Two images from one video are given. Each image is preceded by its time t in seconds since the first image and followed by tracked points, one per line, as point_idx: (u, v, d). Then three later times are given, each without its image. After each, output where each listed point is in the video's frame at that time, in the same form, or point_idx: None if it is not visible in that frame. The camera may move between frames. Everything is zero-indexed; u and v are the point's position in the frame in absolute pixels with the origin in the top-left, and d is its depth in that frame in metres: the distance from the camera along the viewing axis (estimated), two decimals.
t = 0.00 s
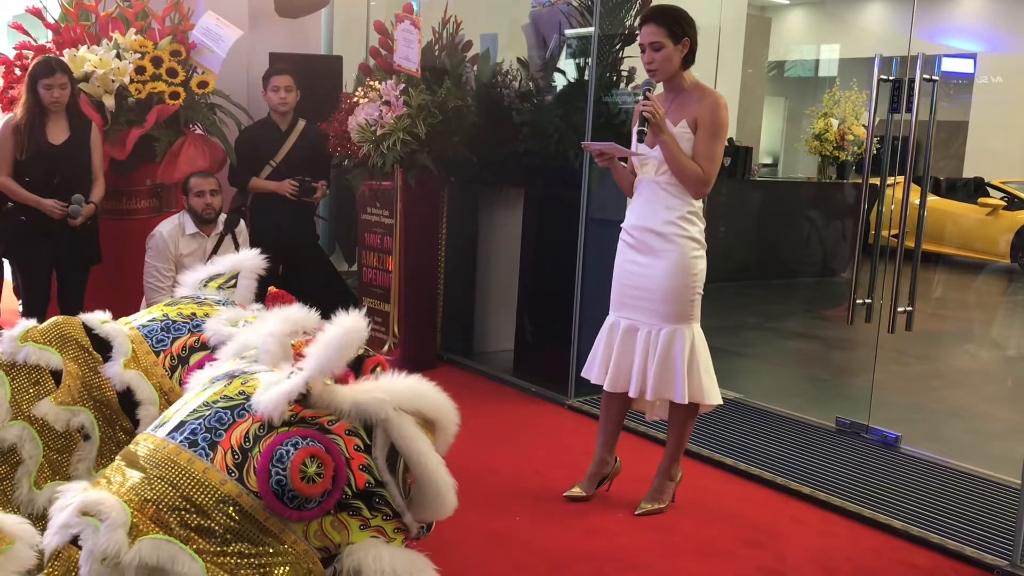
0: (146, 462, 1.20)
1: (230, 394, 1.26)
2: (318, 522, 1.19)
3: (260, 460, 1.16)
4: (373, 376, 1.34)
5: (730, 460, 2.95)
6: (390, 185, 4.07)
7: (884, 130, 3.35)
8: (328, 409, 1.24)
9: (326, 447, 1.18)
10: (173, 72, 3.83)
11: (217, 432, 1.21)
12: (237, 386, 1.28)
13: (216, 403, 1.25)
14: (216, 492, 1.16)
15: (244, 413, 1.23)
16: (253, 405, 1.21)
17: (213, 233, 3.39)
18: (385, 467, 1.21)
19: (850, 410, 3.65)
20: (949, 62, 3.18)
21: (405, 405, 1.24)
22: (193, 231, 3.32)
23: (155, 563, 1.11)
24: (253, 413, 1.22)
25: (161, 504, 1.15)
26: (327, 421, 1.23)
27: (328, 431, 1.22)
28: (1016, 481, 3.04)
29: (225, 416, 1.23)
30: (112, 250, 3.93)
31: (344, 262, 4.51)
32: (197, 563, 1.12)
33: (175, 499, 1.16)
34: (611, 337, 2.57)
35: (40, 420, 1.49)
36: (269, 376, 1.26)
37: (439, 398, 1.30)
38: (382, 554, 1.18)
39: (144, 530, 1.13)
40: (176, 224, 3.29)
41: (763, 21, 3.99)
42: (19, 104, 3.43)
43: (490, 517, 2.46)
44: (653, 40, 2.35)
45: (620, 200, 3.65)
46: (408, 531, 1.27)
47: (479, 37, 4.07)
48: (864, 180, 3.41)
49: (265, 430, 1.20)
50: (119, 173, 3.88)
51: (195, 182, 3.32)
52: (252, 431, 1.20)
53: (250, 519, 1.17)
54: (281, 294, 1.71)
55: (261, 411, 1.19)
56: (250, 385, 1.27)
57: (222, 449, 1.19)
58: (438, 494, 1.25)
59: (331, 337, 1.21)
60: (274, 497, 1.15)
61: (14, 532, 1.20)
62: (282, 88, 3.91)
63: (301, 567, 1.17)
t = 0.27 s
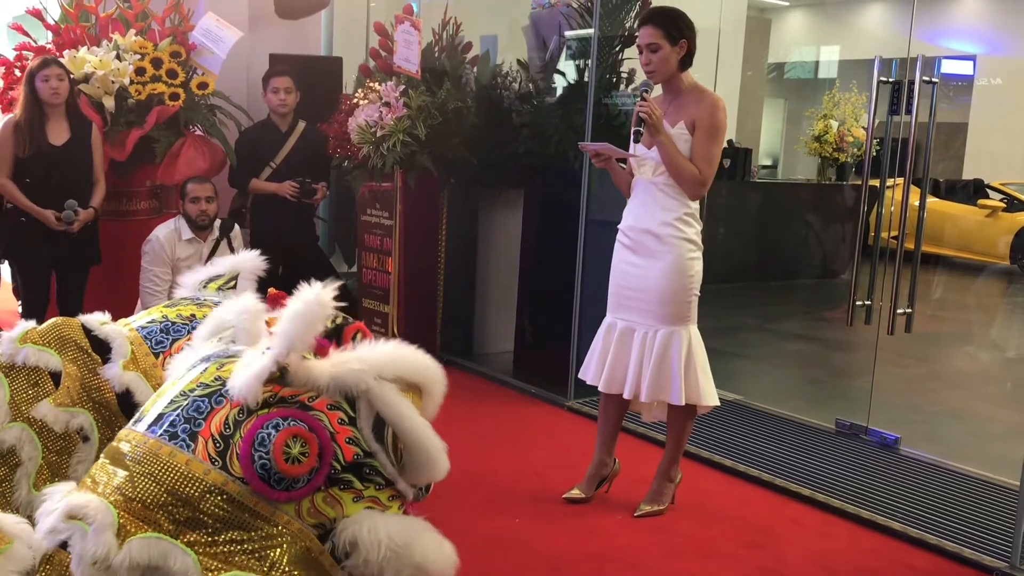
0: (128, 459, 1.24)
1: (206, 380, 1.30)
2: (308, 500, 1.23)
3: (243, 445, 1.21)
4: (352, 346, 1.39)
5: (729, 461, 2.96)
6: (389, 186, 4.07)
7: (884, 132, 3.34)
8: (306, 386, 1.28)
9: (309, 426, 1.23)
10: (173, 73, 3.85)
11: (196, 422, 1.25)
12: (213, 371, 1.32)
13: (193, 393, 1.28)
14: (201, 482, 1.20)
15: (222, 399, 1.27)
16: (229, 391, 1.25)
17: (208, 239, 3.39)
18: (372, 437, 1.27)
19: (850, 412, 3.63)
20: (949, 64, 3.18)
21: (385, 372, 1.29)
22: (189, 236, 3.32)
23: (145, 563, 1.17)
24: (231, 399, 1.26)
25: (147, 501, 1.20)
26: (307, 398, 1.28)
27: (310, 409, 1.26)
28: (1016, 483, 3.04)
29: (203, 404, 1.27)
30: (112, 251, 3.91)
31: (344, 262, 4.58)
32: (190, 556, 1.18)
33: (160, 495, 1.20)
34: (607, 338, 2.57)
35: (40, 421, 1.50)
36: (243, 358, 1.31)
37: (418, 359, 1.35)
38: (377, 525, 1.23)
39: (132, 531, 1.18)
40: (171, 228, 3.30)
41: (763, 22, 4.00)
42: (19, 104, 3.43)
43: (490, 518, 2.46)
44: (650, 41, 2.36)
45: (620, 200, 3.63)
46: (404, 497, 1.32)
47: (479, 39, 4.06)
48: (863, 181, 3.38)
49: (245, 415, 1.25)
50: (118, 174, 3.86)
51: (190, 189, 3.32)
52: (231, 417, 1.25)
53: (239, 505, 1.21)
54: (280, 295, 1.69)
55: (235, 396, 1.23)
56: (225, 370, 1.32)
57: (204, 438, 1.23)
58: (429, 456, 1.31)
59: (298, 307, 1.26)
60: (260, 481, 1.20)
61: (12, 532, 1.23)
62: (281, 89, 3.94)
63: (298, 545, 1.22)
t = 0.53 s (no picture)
0: (119, 459, 1.25)
1: (191, 373, 1.31)
2: (305, 485, 1.27)
3: (236, 438, 1.22)
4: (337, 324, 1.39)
5: (728, 464, 2.95)
6: (389, 189, 4.12)
7: (883, 134, 3.33)
8: (294, 371, 1.29)
9: (301, 413, 1.24)
10: (173, 75, 3.86)
11: (185, 417, 1.26)
12: (197, 362, 1.32)
13: (179, 385, 1.29)
14: (196, 478, 1.22)
15: (209, 391, 1.27)
16: (216, 382, 1.26)
17: (199, 243, 3.28)
18: (364, 417, 1.29)
19: (849, 415, 3.57)
20: (948, 67, 3.18)
21: (372, 353, 1.29)
22: (178, 241, 3.23)
23: (147, 563, 1.19)
24: (219, 391, 1.27)
25: (143, 501, 1.22)
26: (296, 383, 1.28)
27: (300, 394, 1.28)
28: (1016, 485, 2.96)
29: (191, 399, 1.27)
30: (112, 253, 3.91)
31: (344, 266, 4.55)
32: (191, 553, 1.20)
33: (156, 495, 1.22)
34: (605, 341, 2.57)
35: (38, 424, 1.49)
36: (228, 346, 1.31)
37: (403, 333, 1.36)
38: (376, 503, 1.26)
39: (131, 533, 1.20)
40: (160, 233, 3.21)
41: (762, 25, 4.01)
42: (19, 106, 3.42)
43: (489, 521, 2.45)
44: (645, 43, 2.36)
45: (619, 202, 3.62)
46: (400, 472, 1.35)
47: (479, 41, 4.06)
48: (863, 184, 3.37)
49: (234, 406, 1.25)
50: (118, 176, 3.85)
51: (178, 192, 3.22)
52: (220, 409, 1.26)
53: (236, 496, 1.24)
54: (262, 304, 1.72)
55: (224, 387, 1.24)
56: (210, 360, 1.32)
57: (195, 433, 1.24)
58: (423, 430, 1.32)
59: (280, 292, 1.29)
60: (255, 472, 1.22)
61: (9, 536, 1.20)
62: (281, 91, 3.91)
63: (299, 530, 1.26)
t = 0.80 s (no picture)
0: (111, 463, 1.24)
1: (182, 378, 1.30)
2: (297, 489, 1.27)
3: (227, 441, 1.22)
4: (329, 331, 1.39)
5: (727, 466, 2.95)
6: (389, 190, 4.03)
7: (883, 136, 3.34)
8: (285, 376, 1.28)
9: (292, 417, 1.24)
10: (172, 76, 3.86)
11: (176, 421, 1.25)
12: (188, 368, 1.32)
13: (170, 391, 1.28)
14: (187, 481, 1.22)
15: (200, 395, 1.27)
16: (207, 386, 1.25)
17: (191, 252, 3.23)
18: (355, 422, 1.28)
19: (849, 418, 3.59)
20: (947, 69, 3.18)
21: (363, 357, 1.30)
22: (171, 252, 3.16)
23: (138, 567, 1.17)
24: (210, 395, 1.26)
25: (134, 504, 1.20)
26: (287, 388, 1.28)
27: (291, 399, 1.27)
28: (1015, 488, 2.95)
29: (182, 403, 1.27)
30: (111, 255, 3.90)
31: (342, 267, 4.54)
32: (181, 557, 1.19)
33: (147, 498, 1.21)
34: (605, 342, 2.56)
35: (37, 427, 1.49)
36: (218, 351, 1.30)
37: (393, 339, 1.36)
38: (367, 507, 1.26)
39: (122, 535, 1.18)
40: (153, 242, 3.15)
41: (762, 26, 4.01)
42: (19, 107, 3.42)
43: (488, 523, 2.45)
44: (640, 50, 2.36)
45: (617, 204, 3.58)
46: (391, 478, 1.34)
47: (479, 42, 4.07)
48: (864, 185, 3.37)
49: (225, 410, 1.25)
50: (117, 178, 3.85)
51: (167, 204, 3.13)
52: (212, 413, 1.25)
53: (228, 500, 1.23)
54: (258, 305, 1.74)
55: (215, 391, 1.23)
56: (201, 366, 1.31)
57: (186, 437, 1.24)
58: (413, 436, 1.32)
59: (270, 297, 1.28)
60: (247, 475, 1.22)
61: (6, 540, 1.16)
62: (281, 93, 3.92)
63: (290, 534, 1.26)
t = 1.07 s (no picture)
0: (116, 465, 1.21)
1: (191, 386, 1.27)
2: (298, 501, 1.23)
3: (232, 447, 1.19)
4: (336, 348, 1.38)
5: (728, 467, 2.94)
6: (389, 191, 4.01)
7: (883, 136, 3.33)
8: (292, 389, 1.26)
9: (297, 427, 1.21)
10: (172, 77, 3.86)
11: (184, 426, 1.22)
12: (197, 377, 1.30)
13: (179, 397, 1.26)
14: (191, 486, 1.19)
15: (208, 403, 1.24)
16: (217, 394, 1.23)
17: (190, 255, 3.23)
18: (358, 438, 1.25)
19: (849, 418, 3.59)
20: (947, 69, 3.18)
21: (369, 374, 1.27)
22: (170, 254, 3.16)
23: (138, 568, 1.15)
24: (218, 403, 1.24)
25: (137, 506, 1.18)
26: (293, 401, 1.26)
27: (297, 411, 1.25)
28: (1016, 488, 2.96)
29: (190, 409, 1.24)
30: (111, 255, 3.90)
31: (342, 268, 4.53)
32: (182, 561, 1.15)
33: (151, 501, 1.18)
34: (605, 343, 2.56)
35: (36, 428, 1.48)
36: (228, 362, 1.28)
37: (401, 361, 1.35)
38: (367, 523, 1.23)
39: (124, 536, 1.16)
40: (154, 243, 3.15)
41: (762, 26, 4.01)
42: (18, 107, 3.42)
43: (488, 523, 2.44)
44: (643, 47, 2.35)
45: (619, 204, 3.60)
46: (390, 498, 1.31)
47: (479, 42, 4.07)
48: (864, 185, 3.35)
49: (232, 418, 1.22)
50: (117, 178, 3.85)
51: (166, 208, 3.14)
52: (219, 420, 1.22)
53: (231, 507, 1.20)
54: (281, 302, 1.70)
55: (224, 399, 1.21)
56: (210, 376, 1.29)
57: (192, 442, 1.21)
58: (415, 457, 1.30)
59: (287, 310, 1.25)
60: (250, 483, 1.19)
61: (6, 539, 1.12)
62: (280, 93, 3.91)
63: (289, 548, 1.21)
